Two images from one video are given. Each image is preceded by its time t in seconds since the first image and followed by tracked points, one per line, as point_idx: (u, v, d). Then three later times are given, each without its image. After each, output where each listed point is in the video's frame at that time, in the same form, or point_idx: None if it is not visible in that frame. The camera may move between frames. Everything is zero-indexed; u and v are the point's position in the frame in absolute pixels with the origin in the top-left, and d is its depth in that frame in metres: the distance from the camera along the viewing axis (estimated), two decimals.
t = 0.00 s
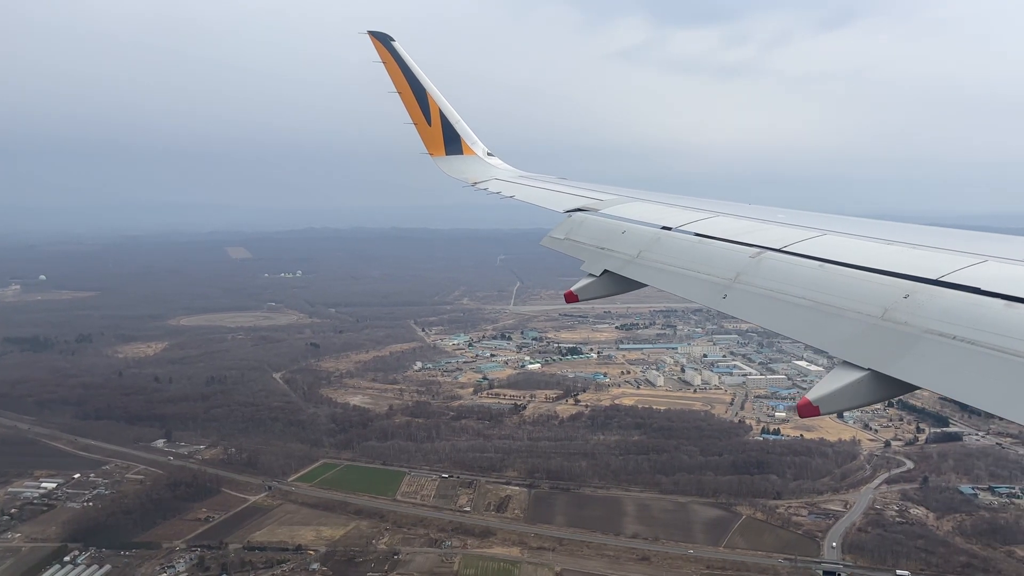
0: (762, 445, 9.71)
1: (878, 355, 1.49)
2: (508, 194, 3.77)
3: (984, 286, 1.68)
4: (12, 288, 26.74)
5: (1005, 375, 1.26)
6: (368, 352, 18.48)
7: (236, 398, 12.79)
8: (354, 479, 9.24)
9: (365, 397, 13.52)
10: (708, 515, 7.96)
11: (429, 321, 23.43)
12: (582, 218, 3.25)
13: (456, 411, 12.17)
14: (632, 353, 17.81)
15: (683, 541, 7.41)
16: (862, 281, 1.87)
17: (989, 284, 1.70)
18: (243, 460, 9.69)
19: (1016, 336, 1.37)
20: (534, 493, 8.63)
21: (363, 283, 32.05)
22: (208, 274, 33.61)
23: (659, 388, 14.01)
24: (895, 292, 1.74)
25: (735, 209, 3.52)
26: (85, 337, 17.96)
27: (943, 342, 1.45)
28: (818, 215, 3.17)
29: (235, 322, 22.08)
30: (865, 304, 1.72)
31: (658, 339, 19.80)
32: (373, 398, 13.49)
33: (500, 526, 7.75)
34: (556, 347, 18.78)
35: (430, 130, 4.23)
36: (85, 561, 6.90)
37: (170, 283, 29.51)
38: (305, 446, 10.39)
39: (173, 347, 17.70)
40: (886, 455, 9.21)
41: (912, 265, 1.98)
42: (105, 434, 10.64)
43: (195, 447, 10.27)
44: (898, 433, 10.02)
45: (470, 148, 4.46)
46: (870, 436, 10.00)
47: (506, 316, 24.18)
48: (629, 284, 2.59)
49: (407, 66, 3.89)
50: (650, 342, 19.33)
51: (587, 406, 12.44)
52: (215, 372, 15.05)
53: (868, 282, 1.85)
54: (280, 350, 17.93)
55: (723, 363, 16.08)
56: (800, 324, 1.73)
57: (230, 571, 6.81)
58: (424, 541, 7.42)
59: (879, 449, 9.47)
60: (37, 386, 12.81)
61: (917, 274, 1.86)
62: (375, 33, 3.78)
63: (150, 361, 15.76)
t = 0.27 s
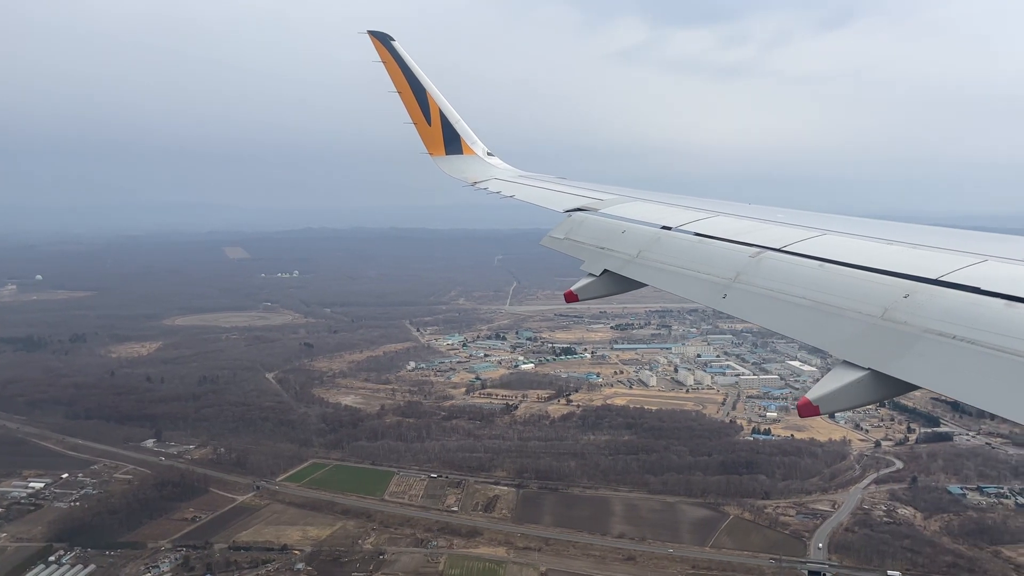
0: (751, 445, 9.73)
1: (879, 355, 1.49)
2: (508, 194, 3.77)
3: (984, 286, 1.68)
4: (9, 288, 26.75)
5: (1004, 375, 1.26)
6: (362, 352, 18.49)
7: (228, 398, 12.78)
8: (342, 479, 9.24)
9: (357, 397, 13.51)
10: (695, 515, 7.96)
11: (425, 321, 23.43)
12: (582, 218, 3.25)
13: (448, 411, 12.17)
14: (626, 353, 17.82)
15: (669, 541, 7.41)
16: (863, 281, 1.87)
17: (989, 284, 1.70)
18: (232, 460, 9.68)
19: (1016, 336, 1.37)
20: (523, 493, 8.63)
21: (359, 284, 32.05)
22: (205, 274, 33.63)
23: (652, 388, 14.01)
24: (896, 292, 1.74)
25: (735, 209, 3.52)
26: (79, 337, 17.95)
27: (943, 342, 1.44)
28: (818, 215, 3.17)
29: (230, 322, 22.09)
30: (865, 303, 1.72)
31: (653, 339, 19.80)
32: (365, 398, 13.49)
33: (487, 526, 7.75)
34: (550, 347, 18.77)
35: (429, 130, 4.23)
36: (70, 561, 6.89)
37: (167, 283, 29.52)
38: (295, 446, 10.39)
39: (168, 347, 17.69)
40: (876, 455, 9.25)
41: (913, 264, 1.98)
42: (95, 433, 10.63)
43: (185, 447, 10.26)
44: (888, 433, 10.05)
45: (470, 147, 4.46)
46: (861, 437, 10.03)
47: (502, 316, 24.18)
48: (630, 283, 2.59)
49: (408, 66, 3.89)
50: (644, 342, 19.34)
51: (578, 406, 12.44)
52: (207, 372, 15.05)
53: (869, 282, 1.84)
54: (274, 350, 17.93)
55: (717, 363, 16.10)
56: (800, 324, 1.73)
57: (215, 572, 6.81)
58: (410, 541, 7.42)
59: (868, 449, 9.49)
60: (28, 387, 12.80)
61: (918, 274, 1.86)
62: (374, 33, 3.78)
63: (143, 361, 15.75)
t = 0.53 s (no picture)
0: (739, 446, 9.77)
1: (878, 355, 1.49)
2: (507, 195, 3.78)
3: (983, 286, 1.69)
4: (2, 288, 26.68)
5: (1003, 375, 1.27)
6: (354, 352, 18.49)
7: (218, 399, 12.76)
8: (330, 479, 9.24)
9: (347, 397, 13.51)
10: (680, 515, 7.96)
11: (418, 321, 23.42)
12: (581, 219, 3.25)
13: (438, 411, 12.17)
14: (618, 354, 17.83)
15: (653, 541, 7.40)
16: (862, 282, 1.87)
17: (988, 284, 1.70)
18: (219, 460, 9.65)
19: (1014, 336, 1.37)
20: (509, 493, 8.63)
21: (354, 284, 32.04)
22: (201, 274, 33.61)
23: (643, 388, 14.02)
24: (895, 292, 1.74)
25: (734, 209, 3.53)
26: (71, 337, 17.93)
27: (943, 342, 1.45)
28: (817, 216, 3.17)
29: (224, 322, 22.08)
30: (864, 304, 1.73)
31: (646, 339, 19.81)
32: (356, 398, 13.48)
33: (471, 526, 7.75)
34: (543, 347, 18.77)
35: (429, 131, 4.23)
36: (52, 561, 6.85)
37: (161, 284, 29.50)
38: (283, 446, 10.37)
39: (160, 347, 17.68)
40: (864, 456, 9.28)
41: (911, 265, 1.98)
42: (84, 434, 10.60)
43: (172, 447, 10.23)
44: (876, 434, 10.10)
45: (469, 148, 4.46)
46: (849, 437, 10.08)
47: (496, 317, 24.18)
48: (629, 284, 2.59)
49: (407, 68, 3.89)
50: (638, 343, 19.36)
51: (568, 406, 12.45)
52: (198, 372, 15.03)
53: (867, 283, 1.85)
54: (265, 350, 17.91)
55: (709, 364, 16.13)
56: (799, 324, 1.73)
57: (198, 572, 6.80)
58: (393, 541, 7.41)
59: (856, 450, 9.52)
60: (17, 387, 12.78)
61: (916, 274, 1.86)
62: (374, 34, 3.78)
63: (134, 361, 15.73)
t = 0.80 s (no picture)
0: (726, 446, 9.79)
1: (877, 355, 1.49)
2: (506, 194, 3.79)
3: (981, 285, 1.69)
4: None
5: (1002, 375, 1.27)
6: (346, 352, 18.49)
7: (206, 399, 12.73)
8: (315, 479, 9.23)
9: (337, 397, 13.50)
10: (665, 515, 7.96)
11: (412, 321, 23.41)
12: (580, 219, 3.25)
13: (426, 411, 12.17)
14: (610, 354, 17.84)
15: (636, 541, 7.39)
16: (862, 282, 1.86)
17: (987, 284, 1.70)
18: (205, 460, 9.62)
19: (1013, 336, 1.38)
20: (494, 493, 8.62)
21: (348, 284, 32.02)
22: (196, 274, 33.61)
23: (633, 388, 14.03)
24: (895, 292, 1.74)
25: (734, 209, 3.53)
26: (63, 337, 17.90)
27: (943, 342, 1.44)
28: (816, 216, 3.18)
29: (218, 323, 22.06)
30: (864, 304, 1.73)
31: (638, 339, 19.82)
32: (345, 398, 13.48)
33: (454, 526, 7.75)
34: (535, 347, 18.76)
35: (427, 131, 4.22)
36: (32, 562, 6.80)
37: (156, 284, 29.49)
38: (270, 446, 10.36)
39: (152, 347, 17.65)
40: (850, 456, 9.31)
41: (910, 264, 1.98)
42: (70, 434, 10.58)
43: (158, 447, 10.20)
44: (864, 434, 10.13)
45: (468, 148, 4.46)
46: (837, 437, 10.12)
47: (489, 317, 24.18)
48: (628, 284, 2.59)
49: (406, 67, 3.89)
50: (630, 343, 19.38)
51: (557, 406, 12.45)
52: (188, 372, 15.01)
53: (867, 283, 1.85)
54: (257, 350, 17.89)
55: (700, 364, 16.14)
56: (798, 324, 1.73)
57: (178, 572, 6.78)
58: (375, 542, 7.40)
59: (843, 449, 9.55)
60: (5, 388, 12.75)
61: (915, 274, 1.86)
62: (373, 33, 3.78)
63: (124, 362, 15.70)
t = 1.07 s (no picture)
0: (715, 446, 9.80)
1: (877, 354, 1.49)
2: (505, 194, 3.79)
3: (980, 285, 1.69)
4: None
5: (1001, 374, 1.27)
6: (340, 352, 18.50)
7: (197, 399, 12.72)
8: (303, 480, 9.22)
9: (328, 398, 13.49)
10: (652, 515, 7.95)
11: (406, 322, 23.39)
12: (579, 219, 3.25)
13: (417, 412, 12.17)
14: (604, 354, 17.84)
15: (622, 541, 7.39)
16: (861, 281, 1.86)
17: (986, 284, 1.70)
18: (193, 461, 9.59)
19: (1011, 335, 1.38)
20: (482, 494, 8.61)
21: (343, 285, 32.00)
22: (191, 275, 33.54)
23: (625, 388, 14.04)
24: (894, 292, 1.74)
25: (733, 209, 3.54)
26: (56, 338, 17.85)
27: (942, 341, 1.45)
28: (815, 215, 3.18)
29: (212, 323, 22.06)
30: (863, 303, 1.73)
31: (632, 339, 19.83)
32: (337, 399, 13.47)
33: (440, 526, 7.74)
34: (528, 348, 18.75)
35: (426, 131, 4.22)
36: (16, 563, 6.70)
37: (151, 284, 29.49)
38: (259, 446, 10.33)
39: (145, 348, 17.61)
40: (839, 456, 9.33)
41: (910, 264, 1.98)
42: (59, 435, 10.53)
43: (147, 448, 10.19)
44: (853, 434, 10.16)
45: (467, 148, 4.45)
46: (827, 436, 10.16)
47: (484, 317, 24.16)
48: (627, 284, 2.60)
49: (405, 67, 3.89)
50: (624, 343, 19.40)
51: (548, 407, 12.45)
52: (180, 372, 14.98)
53: (866, 282, 1.85)
54: (249, 351, 17.86)
55: (693, 364, 16.15)
56: (798, 324, 1.73)
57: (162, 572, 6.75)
58: (361, 542, 7.39)
59: (832, 450, 9.57)
60: None
61: (915, 274, 1.86)
62: (372, 33, 3.78)
63: (116, 363, 15.66)
